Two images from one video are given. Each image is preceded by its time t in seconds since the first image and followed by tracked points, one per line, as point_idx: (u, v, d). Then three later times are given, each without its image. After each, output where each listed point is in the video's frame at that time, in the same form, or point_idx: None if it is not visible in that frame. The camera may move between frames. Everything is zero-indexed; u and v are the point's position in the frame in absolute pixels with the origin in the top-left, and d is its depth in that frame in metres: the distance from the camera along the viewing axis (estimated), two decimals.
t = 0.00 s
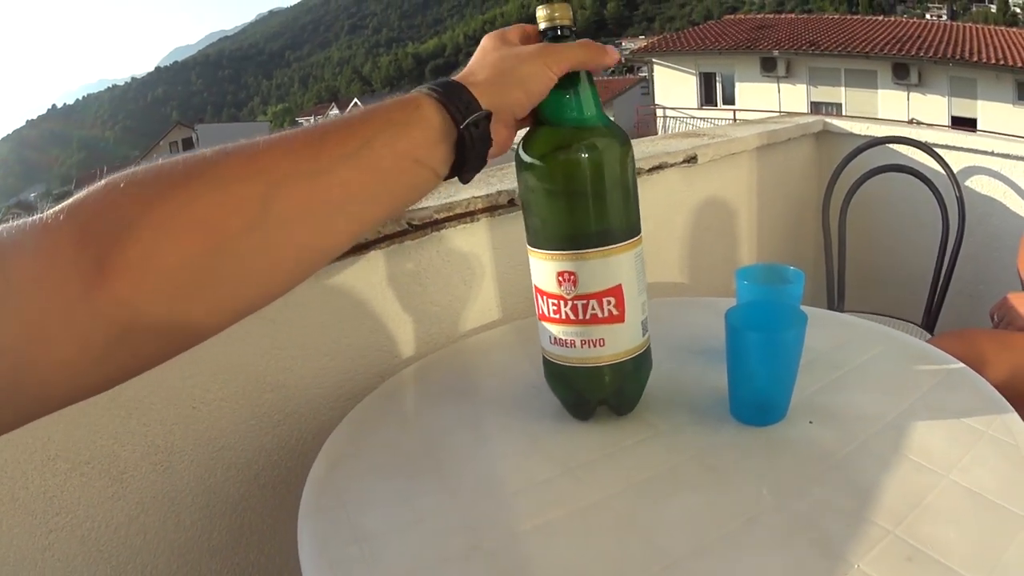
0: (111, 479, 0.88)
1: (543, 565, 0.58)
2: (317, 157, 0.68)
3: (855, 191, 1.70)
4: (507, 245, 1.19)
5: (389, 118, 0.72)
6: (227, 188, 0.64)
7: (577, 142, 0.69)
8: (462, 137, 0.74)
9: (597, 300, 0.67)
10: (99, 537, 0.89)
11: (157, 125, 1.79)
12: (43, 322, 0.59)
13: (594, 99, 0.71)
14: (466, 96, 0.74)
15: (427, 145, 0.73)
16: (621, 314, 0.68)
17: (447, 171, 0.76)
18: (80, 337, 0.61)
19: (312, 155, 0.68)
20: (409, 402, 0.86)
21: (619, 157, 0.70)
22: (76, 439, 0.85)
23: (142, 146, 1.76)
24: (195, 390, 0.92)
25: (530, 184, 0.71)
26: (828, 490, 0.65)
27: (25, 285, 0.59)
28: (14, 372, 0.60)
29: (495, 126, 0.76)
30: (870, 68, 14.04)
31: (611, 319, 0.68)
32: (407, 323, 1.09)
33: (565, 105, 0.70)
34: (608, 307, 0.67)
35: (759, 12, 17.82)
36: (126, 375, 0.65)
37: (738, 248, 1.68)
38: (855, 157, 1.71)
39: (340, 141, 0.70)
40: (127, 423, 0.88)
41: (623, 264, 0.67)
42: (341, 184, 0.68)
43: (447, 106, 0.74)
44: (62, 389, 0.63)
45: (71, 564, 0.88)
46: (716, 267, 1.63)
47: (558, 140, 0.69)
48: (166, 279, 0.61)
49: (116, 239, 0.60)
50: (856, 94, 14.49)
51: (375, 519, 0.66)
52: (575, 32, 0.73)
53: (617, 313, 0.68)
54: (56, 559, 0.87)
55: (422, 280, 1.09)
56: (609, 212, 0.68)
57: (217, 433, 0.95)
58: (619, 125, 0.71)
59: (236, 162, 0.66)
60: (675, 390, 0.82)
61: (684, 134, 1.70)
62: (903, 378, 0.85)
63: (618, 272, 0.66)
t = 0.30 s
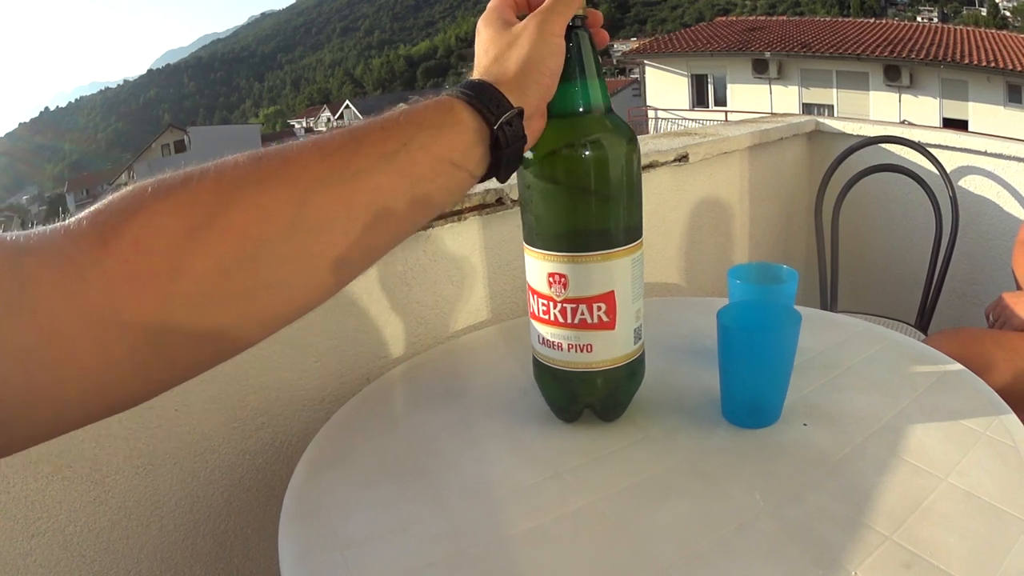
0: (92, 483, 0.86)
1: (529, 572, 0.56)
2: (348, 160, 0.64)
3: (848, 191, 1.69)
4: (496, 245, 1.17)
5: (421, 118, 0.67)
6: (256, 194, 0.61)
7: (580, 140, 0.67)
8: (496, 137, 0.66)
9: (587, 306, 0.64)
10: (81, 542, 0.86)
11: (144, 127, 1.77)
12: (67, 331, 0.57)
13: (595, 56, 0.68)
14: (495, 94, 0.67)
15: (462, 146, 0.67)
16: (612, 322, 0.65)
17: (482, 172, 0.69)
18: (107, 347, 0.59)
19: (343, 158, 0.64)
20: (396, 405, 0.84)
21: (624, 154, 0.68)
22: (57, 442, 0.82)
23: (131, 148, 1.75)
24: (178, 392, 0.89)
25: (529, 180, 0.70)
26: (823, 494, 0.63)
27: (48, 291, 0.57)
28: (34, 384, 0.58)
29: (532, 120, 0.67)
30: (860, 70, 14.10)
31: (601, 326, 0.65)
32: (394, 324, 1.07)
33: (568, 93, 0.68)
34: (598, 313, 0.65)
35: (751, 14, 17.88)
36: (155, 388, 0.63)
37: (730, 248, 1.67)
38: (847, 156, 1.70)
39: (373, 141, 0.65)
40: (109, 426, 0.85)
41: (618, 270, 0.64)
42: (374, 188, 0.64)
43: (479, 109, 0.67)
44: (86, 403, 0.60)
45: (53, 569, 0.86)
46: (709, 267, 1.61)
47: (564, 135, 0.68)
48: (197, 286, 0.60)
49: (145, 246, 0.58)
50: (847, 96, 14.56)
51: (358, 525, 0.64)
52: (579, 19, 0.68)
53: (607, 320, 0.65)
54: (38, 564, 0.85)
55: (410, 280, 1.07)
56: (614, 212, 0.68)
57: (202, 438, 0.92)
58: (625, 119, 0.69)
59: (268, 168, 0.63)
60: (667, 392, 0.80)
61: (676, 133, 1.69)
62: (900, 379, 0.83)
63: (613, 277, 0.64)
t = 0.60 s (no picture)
0: (75, 495, 0.83)
1: None
2: (327, 189, 0.63)
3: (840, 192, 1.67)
4: (484, 251, 1.15)
5: (397, 140, 0.66)
6: (236, 232, 0.60)
7: (557, 147, 0.65)
8: (473, 151, 0.65)
9: (566, 316, 0.63)
10: (64, 554, 0.84)
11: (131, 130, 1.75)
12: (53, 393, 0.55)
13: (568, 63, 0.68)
14: (471, 108, 0.67)
15: (438, 165, 0.67)
16: (593, 332, 0.64)
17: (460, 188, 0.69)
18: (95, 404, 0.57)
19: (322, 188, 0.63)
20: (381, 417, 0.82)
21: (600, 161, 0.66)
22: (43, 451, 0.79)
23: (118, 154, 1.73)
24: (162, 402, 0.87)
25: (503, 189, 0.68)
26: (816, 509, 0.62)
27: (30, 353, 0.55)
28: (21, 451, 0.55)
29: (506, 132, 0.67)
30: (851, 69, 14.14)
31: (581, 336, 0.64)
32: (380, 332, 1.05)
33: (540, 101, 0.67)
34: (578, 323, 0.63)
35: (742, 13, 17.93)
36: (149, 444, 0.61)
37: (722, 250, 1.66)
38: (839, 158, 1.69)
39: (352, 169, 0.65)
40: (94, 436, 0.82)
41: (597, 279, 0.62)
42: (356, 217, 0.63)
43: (454, 124, 0.67)
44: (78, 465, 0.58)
45: None
46: (700, 270, 1.60)
47: (538, 143, 0.66)
48: (184, 333, 0.58)
49: (127, 296, 0.57)
50: (838, 95, 14.60)
51: (340, 543, 0.62)
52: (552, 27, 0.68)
53: (588, 330, 0.64)
54: None
55: (396, 287, 1.05)
56: (590, 221, 0.65)
57: (185, 449, 0.89)
58: (599, 125, 0.67)
59: (248, 203, 0.62)
60: (656, 403, 0.79)
61: (667, 134, 1.67)
62: (892, 389, 0.82)
63: (592, 286, 0.62)
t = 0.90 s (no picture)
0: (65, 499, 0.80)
1: None
2: (322, 184, 0.61)
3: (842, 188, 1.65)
4: (485, 246, 1.13)
5: (394, 130, 0.64)
6: (227, 236, 0.57)
7: (568, 135, 0.63)
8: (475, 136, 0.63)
9: (572, 313, 0.61)
10: (54, 561, 0.81)
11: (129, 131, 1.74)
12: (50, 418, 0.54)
13: (581, 44, 0.65)
14: (471, 93, 0.65)
15: (439, 153, 0.65)
16: (599, 330, 0.61)
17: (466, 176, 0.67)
18: (92, 426, 0.55)
19: (317, 184, 0.61)
20: (379, 417, 0.80)
21: (614, 149, 0.64)
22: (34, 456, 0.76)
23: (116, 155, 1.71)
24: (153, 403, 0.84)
25: (514, 179, 0.66)
26: (829, 510, 0.60)
27: (22, 379, 0.53)
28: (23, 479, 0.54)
29: (510, 114, 0.65)
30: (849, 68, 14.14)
31: (587, 335, 0.61)
32: (378, 330, 1.02)
33: (552, 85, 0.65)
34: (585, 321, 0.61)
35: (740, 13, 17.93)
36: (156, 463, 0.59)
37: (725, 246, 1.64)
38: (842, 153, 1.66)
39: (346, 162, 0.62)
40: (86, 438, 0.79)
41: (606, 276, 0.60)
42: (354, 212, 0.61)
43: (453, 109, 0.65)
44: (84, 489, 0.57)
45: None
46: (703, 268, 1.58)
47: (548, 131, 0.64)
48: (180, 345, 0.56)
49: (119, 310, 0.55)
50: (836, 94, 14.60)
51: (336, 547, 0.59)
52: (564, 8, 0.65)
53: (594, 328, 0.61)
54: None
55: (394, 284, 1.02)
56: (605, 212, 0.64)
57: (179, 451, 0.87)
58: (615, 112, 0.65)
59: (238, 204, 0.59)
60: (662, 401, 0.77)
61: (669, 130, 1.65)
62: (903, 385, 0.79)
63: (601, 283, 0.60)
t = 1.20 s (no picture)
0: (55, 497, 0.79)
1: None
2: (288, 161, 0.64)
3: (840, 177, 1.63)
4: (478, 239, 1.12)
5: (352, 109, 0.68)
6: (202, 216, 0.60)
7: (563, 121, 0.62)
8: (426, 107, 0.70)
9: (560, 301, 0.60)
10: (47, 558, 0.80)
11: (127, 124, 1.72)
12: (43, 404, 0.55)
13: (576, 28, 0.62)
14: (418, 73, 0.72)
15: (399, 126, 0.69)
16: (587, 320, 0.60)
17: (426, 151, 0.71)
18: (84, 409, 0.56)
19: (285, 163, 0.64)
20: (370, 410, 0.79)
21: (607, 137, 0.63)
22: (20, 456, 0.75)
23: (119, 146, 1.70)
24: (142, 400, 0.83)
25: (503, 167, 0.65)
26: (824, 502, 0.59)
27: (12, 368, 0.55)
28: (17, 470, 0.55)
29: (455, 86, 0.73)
30: (848, 60, 14.10)
31: (575, 325, 0.60)
32: (371, 323, 1.01)
33: (544, 73, 0.62)
34: (572, 311, 0.60)
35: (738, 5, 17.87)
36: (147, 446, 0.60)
37: (722, 237, 1.62)
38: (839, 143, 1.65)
39: (310, 143, 0.66)
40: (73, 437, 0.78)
41: (596, 265, 0.59)
42: (321, 185, 0.64)
43: (403, 85, 0.71)
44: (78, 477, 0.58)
45: None
46: (699, 259, 1.56)
47: (538, 117, 0.62)
48: (164, 322, 0.58)
49: (104, 293, 0.57)
50: (834, 86, 14.57)
51: (325, 541, 0.58)
52: None
53: (582, 318, 0.60)
54: None
55: (387, 276, 1.01)
56: (597, 200, 0.64)
57: (170, 447, 0.86)
58: (610, 99, 0.63)
59: (212, 189, 0.62)
60: (655, 393, 0.76)
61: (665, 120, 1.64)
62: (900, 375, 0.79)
63: (592, 271, 0.59)
